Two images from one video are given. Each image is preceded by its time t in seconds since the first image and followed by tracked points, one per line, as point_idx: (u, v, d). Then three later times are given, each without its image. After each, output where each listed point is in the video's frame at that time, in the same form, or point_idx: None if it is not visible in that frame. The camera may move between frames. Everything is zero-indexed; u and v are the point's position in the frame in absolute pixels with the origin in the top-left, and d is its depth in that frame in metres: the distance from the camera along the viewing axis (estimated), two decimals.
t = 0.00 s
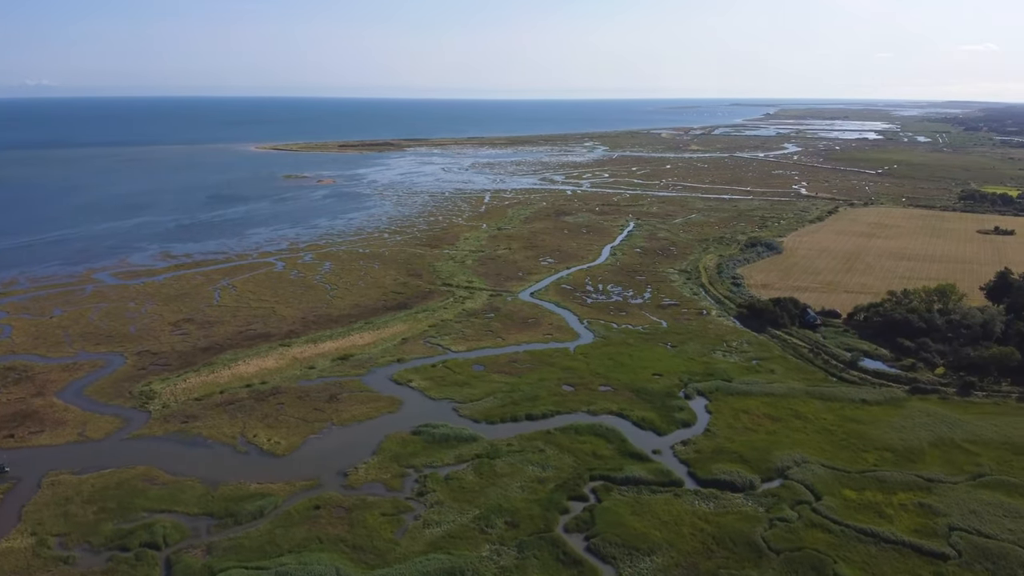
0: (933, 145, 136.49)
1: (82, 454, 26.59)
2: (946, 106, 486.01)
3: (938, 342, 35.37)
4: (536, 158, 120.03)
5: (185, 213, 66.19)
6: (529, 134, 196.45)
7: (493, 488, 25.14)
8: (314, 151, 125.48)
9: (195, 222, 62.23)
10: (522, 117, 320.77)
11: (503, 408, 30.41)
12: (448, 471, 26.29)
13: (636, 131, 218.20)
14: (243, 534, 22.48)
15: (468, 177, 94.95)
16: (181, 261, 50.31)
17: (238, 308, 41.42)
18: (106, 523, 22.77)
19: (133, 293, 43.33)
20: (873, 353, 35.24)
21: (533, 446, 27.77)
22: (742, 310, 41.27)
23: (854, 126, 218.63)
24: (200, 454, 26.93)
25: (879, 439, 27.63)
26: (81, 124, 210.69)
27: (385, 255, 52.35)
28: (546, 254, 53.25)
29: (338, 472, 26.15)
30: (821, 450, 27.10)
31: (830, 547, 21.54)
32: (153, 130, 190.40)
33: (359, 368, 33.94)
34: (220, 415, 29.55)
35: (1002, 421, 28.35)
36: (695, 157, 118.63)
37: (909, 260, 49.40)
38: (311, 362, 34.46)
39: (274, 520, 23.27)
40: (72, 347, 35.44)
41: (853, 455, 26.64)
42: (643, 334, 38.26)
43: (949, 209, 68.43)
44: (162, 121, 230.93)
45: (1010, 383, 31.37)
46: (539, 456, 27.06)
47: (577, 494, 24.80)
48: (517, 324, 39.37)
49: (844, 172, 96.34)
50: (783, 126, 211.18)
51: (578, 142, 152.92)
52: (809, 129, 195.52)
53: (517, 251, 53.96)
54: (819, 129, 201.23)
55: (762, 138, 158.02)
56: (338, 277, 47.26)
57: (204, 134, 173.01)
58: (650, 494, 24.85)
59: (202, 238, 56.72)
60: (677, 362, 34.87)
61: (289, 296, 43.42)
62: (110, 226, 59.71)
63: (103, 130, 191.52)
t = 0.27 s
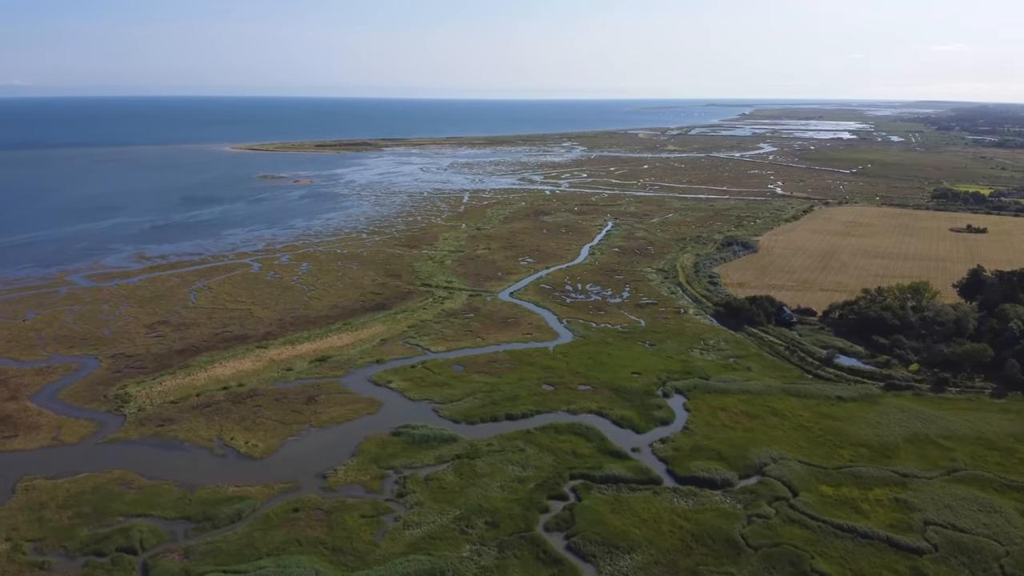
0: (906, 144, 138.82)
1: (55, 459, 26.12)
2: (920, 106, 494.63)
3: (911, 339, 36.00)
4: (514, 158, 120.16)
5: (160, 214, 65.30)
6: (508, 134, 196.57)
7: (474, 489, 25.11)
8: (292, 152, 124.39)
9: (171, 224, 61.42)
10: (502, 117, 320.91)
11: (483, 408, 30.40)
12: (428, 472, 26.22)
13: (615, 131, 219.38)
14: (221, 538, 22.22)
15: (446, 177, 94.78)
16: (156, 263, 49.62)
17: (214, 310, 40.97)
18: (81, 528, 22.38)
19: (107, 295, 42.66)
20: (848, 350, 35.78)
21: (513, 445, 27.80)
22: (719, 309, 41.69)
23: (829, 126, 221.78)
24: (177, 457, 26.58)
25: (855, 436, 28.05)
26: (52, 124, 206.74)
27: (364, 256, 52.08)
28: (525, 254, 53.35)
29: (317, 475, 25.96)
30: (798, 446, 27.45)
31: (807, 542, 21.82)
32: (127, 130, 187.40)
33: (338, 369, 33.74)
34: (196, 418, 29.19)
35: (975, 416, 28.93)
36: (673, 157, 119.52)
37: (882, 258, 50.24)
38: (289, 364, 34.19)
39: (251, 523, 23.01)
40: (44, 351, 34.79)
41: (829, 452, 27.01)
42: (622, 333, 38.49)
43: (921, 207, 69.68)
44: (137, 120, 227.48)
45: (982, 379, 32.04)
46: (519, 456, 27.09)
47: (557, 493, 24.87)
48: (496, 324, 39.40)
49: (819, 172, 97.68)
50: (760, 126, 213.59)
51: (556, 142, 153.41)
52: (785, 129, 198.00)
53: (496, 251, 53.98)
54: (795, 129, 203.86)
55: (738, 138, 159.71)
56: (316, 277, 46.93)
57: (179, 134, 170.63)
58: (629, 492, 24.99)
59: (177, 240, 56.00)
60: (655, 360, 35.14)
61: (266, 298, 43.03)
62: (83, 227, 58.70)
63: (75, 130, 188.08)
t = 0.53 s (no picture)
0: (880, 144, 141.03)
1: (30, 463, 25.65)
2: (896, 106, 502.74)
3: (886, 336, 36.62)
4: (494, 158, 120.09)
5: (135, 215, 64.36)
6: (487, 134, 196.33)
7: (455, 489, 25.05)
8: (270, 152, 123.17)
9: (147, 225, 60.51)
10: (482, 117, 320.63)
11: (464, 409, 30.37)
12: (409, 473, 26.12)
13: (595, 131, 220.15)
14: (199, 541, 21.95)
15: (425, 177, 94.48)
16: (131, 264, 48.91)
17: (191, 312, 40.48)
18: (57, 533, 21.99)
19: (81, 297, 41.97)
20: (824, 348, 36.30)
21: (494, 445, 27.80)
22: (698, 307, 42.06)
23: (805, 126, 224.61)
24: (154, 461, 26.22)
25: (832, 432, 28.45)
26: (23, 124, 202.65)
27: (342, 257, 51.77)
28: (505, 254, 53.37)
29: (296, 477, 25.74)
30: (776, 443, 27.77)
31: (786, 538, 22.07)
32: (101, 130, 184.23)
33: (317, 371, 33.51)
34: (173, 421, 28.82)
35: (950, 412, 29.47)
36: (651, 157, 120.25)
37: (858, 256, 51.01)
38: (267, 366, 33.89)
39: (230, 526, 22.74)
40: (17, 354, 34.14)
41: (807, 448, 27.36)
42: (602, 332, 38.70)
43: (896, 206, 70.81)
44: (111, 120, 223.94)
45: (956, 375, 32.69)
46: (499, 456, 27.10)
47: (538, 493, 24.91)
48: (477, 324, 39.38)
49: (795, 172, 98.88)
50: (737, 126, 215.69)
51: (535, 142, 153.66)
52: (762, 129, 200.14)
53: (476, 251, 53.94)
54: (773, 129, 206.16)
55: (715, 138, 161.15)
56: (294, 278, 46.55)
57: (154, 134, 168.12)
58: (609, 490, 25.11)
59: (153, 241, 55.22)
60: (635, 359, 35.36)
61: (243, 299, 42.61)
62: (56, 229, 57.65)
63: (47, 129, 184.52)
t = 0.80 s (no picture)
0: (855, 144, 143.02)
1: (4, 468, 25.15)
2: (872, 106, 510.56)
3: (863, 334, 37.20)
4: (473, 158, 119.89)
5: (110, 216, 63.36)
6: (468, 134, 195.90)
7: (436, 490, 24.98)
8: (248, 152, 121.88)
9: (123, 226, 59.58)
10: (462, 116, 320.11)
11: (445, 409, 30.32)
12: (390, 474, 26.01)
13: (576, 130, 220.81)
14: (178, 546, 21.65)
15: (405, 177, 94.07)
16: (107, 266, 48.17)
17: (168, 314, 39.96)
18: (32, 539, 21.58)
19: (56, 299, 41.24)
20: (802, 345, 36.78)
21: (475, 445, 27.77)
22: (677, 306, 42.40)
23: (783, 126, 227.14)
24: (131, 465, 25.83)
25: (810, 429, 28.82)
26: None
27: (321, 257, 51.40)
28: (485, 254, 53.35)
29: (276, 480, 25.48)
30: (754, 441, 28.07)
31: (766, 535, 22.30)
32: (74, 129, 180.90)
33: (296, 373, 33.26)
34: (151, 425, 28.42)
35: (925, 408, 29.99)
36: (631, 157, 120.86)
37: (834, 255, 51.74)
38: (245, 368, 33.55)
39: (209, 530, 22.46)
40: None
41: (785, 445, 27.70)
42: (582, 331, 38.85)
43: (871, 205, 71.87)
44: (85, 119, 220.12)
45: (932, 372, 33.31)
46: (481, 456, 27.08)
47: (519, 492, 24.93)
48: (457, 324, 39.34)
49: (773, 171, 100.02)
50: (716, 126, 217.50)
51: (515, 143, 153.74)
52: (741, 129, 202.13)
53: (456, 251, 53.85)
54: (751, 129, 208.34)
55: (693, 138, 162.42)
56: (273, 279, 46.14)
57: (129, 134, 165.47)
58: (590, 488, 25.22)
59: (128, 242, 54.39)
60: (615, 357, 35.55)
61: (221, 301, 42.15)
62: (29, 230, 56.58)
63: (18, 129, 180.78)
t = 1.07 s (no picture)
0: (832, 143, 145.05)
1: None
2: (850, 106, 517.59)
3: (840, 331, 37.71)
4: (454, 158, 119.65)
5: (85, 217, 62.34)
6: (449, 134, 195.37)
7: (418, 491, 24.91)
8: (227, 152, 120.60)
9: (98, 227, 58.69)
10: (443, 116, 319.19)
11: (427, 410, 30.26)
12: (371, 476, 25.87)
13: (558, 130, 221.32)
14: (157, 550, 21.36)
15: (385, 177, 93.68)
16: (83, 268, 47.39)
17: (145, 316, 39.43)
18: (7, 545, 21.17)
19: (30, 302, 40.47)
20: (781, 343, 37.20)
21: (457, 446, 27.75)
22: (657, 305, 42.69)
23: (762, 126, 229.47)
24: (108, 469, 25.44)
25: (789, 426, 29.16)
26: None
27: (301, 258, 51.02)
28: (466, 254, 53.32)
29: (256, 483, 25.24)
30: (734, 438, 28.36)
31: (746, 531, 22.54)
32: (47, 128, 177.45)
33: (276, 375, 32.98)
34: (128, 428, 28.02)
35: (901, 405, 30.49)
36: (611, 157, 121.37)
37: (811, 253, 52.43)
38: (224, 370, 33.21)
39: (189, 534, 22.18)
40: None
41: (765, 442, 28.00)
42: (564, 331, 38.98)
43: (848, 203, 72.93)
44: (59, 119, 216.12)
45: (908, 369, 33.88)
46: (463, 456, 27.06)
47: (502, 492, 24.93)
48: (439, 324, 39.29)
49: (751, 171, 101.06)
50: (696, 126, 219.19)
51: (496, 142, 153.64)
52: (720, 129, 203.97)
53: (437, 252, 53.75)
54: (731, 129, 210.28)
55: (672, 138, 163.55)
56: (252, 281, 45.71)
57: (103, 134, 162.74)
58: (572, 487, 25.29)
59: (104, 244, 53.54)
60: (596, 357, 35.72)
61: (199, 303, 41.66)
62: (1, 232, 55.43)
63: None
